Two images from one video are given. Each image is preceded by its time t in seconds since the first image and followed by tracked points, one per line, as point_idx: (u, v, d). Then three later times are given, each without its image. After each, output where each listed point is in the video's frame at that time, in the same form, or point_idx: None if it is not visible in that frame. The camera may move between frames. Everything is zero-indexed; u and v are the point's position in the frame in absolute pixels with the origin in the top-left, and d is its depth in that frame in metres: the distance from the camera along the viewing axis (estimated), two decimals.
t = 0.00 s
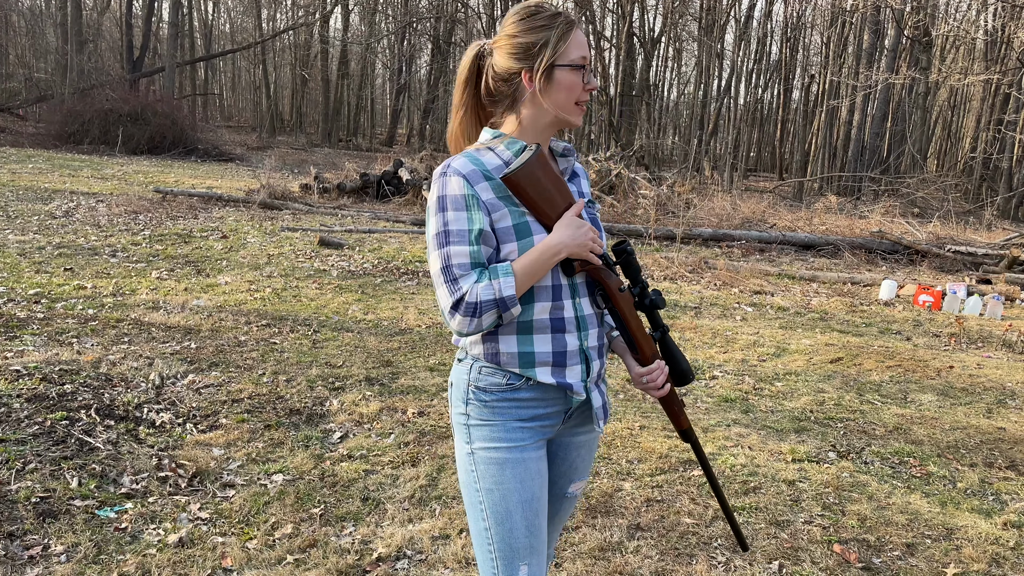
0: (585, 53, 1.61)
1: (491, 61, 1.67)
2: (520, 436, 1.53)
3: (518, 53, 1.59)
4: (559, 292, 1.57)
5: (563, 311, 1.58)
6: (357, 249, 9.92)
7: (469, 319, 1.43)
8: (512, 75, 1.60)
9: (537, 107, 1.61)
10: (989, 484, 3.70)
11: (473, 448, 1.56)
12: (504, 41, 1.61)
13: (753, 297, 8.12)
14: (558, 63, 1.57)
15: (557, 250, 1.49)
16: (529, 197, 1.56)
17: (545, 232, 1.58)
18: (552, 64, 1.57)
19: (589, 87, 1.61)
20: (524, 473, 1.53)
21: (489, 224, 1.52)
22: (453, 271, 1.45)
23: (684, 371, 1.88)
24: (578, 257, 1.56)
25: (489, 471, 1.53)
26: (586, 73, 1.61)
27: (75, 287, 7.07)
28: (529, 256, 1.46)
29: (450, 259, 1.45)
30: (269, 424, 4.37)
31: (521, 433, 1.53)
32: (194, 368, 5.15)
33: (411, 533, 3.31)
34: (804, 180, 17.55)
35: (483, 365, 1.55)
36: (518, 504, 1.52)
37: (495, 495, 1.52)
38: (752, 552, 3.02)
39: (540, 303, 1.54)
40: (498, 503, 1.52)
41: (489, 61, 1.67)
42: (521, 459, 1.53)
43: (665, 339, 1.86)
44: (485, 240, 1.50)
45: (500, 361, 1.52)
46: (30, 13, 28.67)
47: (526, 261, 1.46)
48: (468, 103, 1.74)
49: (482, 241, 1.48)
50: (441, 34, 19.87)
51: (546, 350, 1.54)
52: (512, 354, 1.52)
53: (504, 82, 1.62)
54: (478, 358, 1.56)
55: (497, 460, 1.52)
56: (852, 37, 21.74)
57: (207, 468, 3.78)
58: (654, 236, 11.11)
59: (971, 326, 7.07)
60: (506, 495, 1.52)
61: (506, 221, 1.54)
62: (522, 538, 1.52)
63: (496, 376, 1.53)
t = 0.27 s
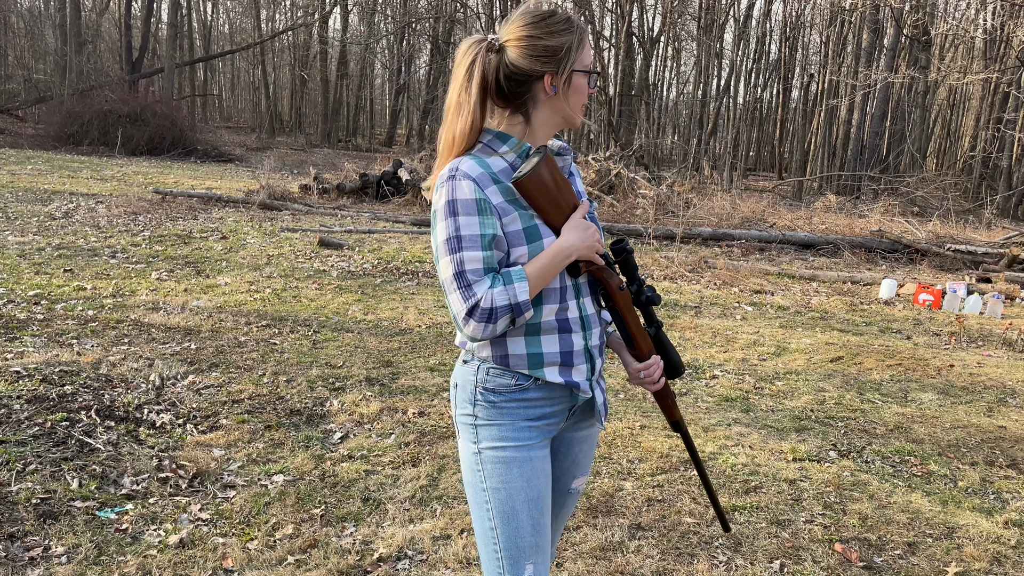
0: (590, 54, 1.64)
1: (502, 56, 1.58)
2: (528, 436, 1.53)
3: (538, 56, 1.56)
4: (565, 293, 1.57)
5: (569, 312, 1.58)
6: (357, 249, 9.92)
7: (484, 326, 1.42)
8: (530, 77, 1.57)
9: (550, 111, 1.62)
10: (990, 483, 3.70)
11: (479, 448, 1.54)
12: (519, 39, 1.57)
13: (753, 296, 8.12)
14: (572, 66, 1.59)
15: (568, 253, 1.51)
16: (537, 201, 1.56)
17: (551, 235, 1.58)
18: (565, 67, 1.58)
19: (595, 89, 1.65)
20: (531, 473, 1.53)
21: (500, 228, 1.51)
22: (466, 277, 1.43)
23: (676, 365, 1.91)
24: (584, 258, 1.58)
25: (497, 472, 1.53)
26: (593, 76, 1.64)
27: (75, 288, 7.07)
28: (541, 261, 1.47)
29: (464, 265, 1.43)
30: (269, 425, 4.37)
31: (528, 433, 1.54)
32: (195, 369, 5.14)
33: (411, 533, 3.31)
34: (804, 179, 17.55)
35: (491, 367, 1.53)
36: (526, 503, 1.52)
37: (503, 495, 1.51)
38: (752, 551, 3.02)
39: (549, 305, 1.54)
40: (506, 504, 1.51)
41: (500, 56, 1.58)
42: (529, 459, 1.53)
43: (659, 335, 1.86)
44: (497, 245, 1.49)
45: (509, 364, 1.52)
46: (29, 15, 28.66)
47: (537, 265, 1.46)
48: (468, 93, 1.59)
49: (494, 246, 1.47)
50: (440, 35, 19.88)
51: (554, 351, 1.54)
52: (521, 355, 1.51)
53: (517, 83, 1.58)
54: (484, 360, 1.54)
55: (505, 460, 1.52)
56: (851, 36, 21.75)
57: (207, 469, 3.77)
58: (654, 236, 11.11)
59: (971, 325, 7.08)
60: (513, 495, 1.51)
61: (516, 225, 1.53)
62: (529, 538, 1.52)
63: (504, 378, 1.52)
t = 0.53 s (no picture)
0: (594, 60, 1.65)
1: (513, 57, 1.57)
2: (536, 437, 1.53)
3: (549, 60, 1.56)
4: (571, 295, 1.57)
5: (575, 313, 1.59)
6: (356, 250, 9.92)
7: (494, 329, 1.41)
8: (541, 80, 1.57)
9: (557, 115, 1.62)
10: (990, 482, 3.70)
11: (488, 450, 1.54)
12: (530, 44, 1.56)
13: (753, 296, 8.12)
14: (580, 71, 1.59)
15: (576, 255, 1.53)
16: (545, 203, 1.56)
17: (558, 237, 1.59)
18: (574, 72, 1.59)
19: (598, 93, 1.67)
20: (540, 475, 1.53)
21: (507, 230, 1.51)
22: (476, 281, 1.43)
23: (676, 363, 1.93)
24: (590, 259, 1.58)
25: (506, 474, 1.52)
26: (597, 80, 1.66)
27: (74, 290, 7.06)
28: (548, 264, 1.48)
29: (474, 269, 1.42)
30: (269, 426, 4.36)
31: (537, 434, 1.54)
32: (194, 370, 5.14)
33: (412, 534, 3.31)
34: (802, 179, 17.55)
35: (498, 370, 1.53)
36: (535, 504, 1.51)
37: (511, 496, 1.51)
38: (752, 551, 3.02)
39: (556, 306, 1.54)
40: (515, 506, 1.51)
41: (510, 58, 1.57)
42: (537, 460, 1.53)
43: (660, 334, 1.86)
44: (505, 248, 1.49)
45: (517, 366, 1.51)
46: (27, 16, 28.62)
47: (545, 268, 1.47)
48: (477, 94, 1.57)
49: (503, 249, 1.46)
50: (439, 35, 19.88)
51: (561, 352, 1.55)
52: (529, 357, 1.51)
53: (526, 87, 1.57)
54: (492, 362, 1.54)
55: (514, 462, 1.52)
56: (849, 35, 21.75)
57: (206, 470, 3.77)
58: (653, 235, 11.12)
59: (971, 324, 7.08)
60: (522, 497, 1.51)
61: (523, 228, 1.53)
62: (538, 540, 1.52)
63: (513, 380, 1.52)
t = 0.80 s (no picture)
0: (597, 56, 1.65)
1: (516, 54, 1.55)
2: (542, 435, 1.53)
3: (553, 57, 1.55)
4: (577, 291, 1.57)
5: (581, 310, 1.58)
6: (354, 250, 9.91)
7: (506, 327, 1.40)
8: (545, 78, 1.56)
9: (561, 112, 1.62)
10: (989, 480, 3.70)
11: (494, 450, 1.53)
12: (533, 42, 1.55)
13: (751, 294, 8.12)
14: (582, 69, 1.59)
15: (586, 251, 1.53)
16: (552, 198, 1.55)
17: (565, 234, 1.58)
18: (577, 70, 1.58)
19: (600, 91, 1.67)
20: (545, 474, 1.53)
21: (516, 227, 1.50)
22: (490, 278, 1.41)
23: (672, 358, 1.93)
24: (597, 256, 1.59)
25: (512, 473, 1.51)
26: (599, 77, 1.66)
27: (71, 291, 7.05)
28: (559, 260, 1.47)
29: (487, 266, 1.40)
30: (267, 427, 4.35)
31: (543, 433, 1.53)
32: (191, 371, 5.12)
33: (410, 535, 3.30)
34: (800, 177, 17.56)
35: (506, 368, 1.51)
36: (541, 504, 1.51)
37: (517, 497, 1.51)
38: (751, 549, 3.02)
39: (563, 304, 1.53)
40: (521, 506, 1.50)
41: (513, 55, 1.55)
42: (543, 458, 1.53)
43: (658, 329, 1.85)
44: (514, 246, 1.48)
45: (524, 364, 1.50)
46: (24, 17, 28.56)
47: (556, 264, 1.46)
48: (482, 93, 1.57)
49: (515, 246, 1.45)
50: (436, 35, 19.87)
51: (567, 349, 1.54)
52: (536, 355, 1.51)
53: (528, 85, 1.56)
54: (498, 360, 1.52)
55: (521, 461, 1.51)
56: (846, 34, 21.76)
57: (204, 471, 3.76)
58: (650, 234, 11.11)
59: (969, 322, 7.09)
60: (529, 497, 1.51)
61: (532, 224, 1.51)
62: (543, 539, 1.52)
63: (520, 378, 1.51)
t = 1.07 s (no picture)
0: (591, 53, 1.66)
1: (517, 52, 1.54)
2: (553, 436, 1.53)
3: (554, 55, 1.55)
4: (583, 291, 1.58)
5: (585, 310, 1.59)
6: (350, 250, 9.89)
7: (527, 329, 1.39)
8: (548, 76, 1.55)
9: (561, 110, 1.61)
10: (985, 478, 3.71)
11: (507, 453, 1.50)
12: (533, 39, 1.55)
13: (747, 293, 8.12)
14: (581, 66, 1.59)
15: (595, 250, 1.55)
16: (560, 199, 1.56)
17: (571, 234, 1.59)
18: (577, 66, 1.58)
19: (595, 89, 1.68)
20: (556, 475, 1.53)
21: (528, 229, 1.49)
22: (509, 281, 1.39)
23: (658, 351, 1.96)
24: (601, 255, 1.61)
25: (526, 477, 1.50)
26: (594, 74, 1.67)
27: (66, 292, 7.01)
28: (572, 262, 1.49)
29: (507, 270, 1.39)
30: (263, 428, 4.34)
31: (554, 435, 1.53)
32: (187, 372, 5.10)
33: (407, 536, 3.29)
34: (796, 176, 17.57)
35: (518, 371, 1.50)
36: (553, 505, 1.51)
37: (531, 499, 1.50)
38: (748, 548, 3.02)
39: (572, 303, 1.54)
40: (534, 508, 1.50)
41: (514, 53, 1.54)
42: (554, 459, 1.53)
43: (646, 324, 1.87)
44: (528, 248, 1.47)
45: (537, 365, 1.50)
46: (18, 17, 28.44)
47: (570, 266, 1.48)
48: (486, 93, 1.55)
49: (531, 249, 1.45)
50: (432, 34, 19.85)
51: (575, 348, 1.55)
52: (548, 356, 1.51)
53: (529, 83, 1.55)
54: (509, 362, 1.51)
55: (534, 464, 1.50)
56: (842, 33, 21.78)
57: (200, 473, 3.74)
58: (647, 233, 11.11)
59: (965, 320, 7.10)
60: (541, 498, 1.50)
61: (545, 225, 1.51)
62: (554, 540, 1.52)
63: (532, 379, 1.50)
